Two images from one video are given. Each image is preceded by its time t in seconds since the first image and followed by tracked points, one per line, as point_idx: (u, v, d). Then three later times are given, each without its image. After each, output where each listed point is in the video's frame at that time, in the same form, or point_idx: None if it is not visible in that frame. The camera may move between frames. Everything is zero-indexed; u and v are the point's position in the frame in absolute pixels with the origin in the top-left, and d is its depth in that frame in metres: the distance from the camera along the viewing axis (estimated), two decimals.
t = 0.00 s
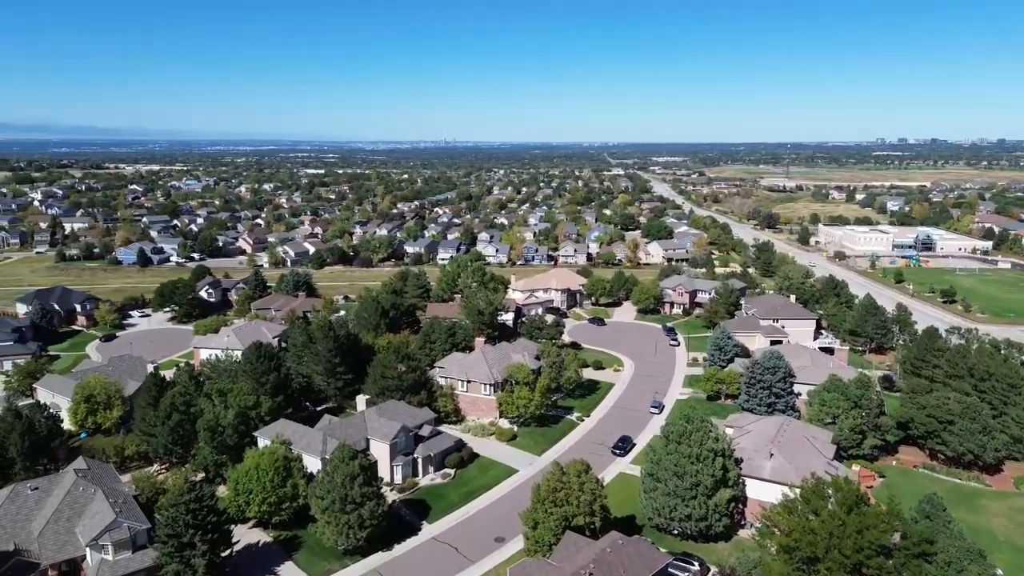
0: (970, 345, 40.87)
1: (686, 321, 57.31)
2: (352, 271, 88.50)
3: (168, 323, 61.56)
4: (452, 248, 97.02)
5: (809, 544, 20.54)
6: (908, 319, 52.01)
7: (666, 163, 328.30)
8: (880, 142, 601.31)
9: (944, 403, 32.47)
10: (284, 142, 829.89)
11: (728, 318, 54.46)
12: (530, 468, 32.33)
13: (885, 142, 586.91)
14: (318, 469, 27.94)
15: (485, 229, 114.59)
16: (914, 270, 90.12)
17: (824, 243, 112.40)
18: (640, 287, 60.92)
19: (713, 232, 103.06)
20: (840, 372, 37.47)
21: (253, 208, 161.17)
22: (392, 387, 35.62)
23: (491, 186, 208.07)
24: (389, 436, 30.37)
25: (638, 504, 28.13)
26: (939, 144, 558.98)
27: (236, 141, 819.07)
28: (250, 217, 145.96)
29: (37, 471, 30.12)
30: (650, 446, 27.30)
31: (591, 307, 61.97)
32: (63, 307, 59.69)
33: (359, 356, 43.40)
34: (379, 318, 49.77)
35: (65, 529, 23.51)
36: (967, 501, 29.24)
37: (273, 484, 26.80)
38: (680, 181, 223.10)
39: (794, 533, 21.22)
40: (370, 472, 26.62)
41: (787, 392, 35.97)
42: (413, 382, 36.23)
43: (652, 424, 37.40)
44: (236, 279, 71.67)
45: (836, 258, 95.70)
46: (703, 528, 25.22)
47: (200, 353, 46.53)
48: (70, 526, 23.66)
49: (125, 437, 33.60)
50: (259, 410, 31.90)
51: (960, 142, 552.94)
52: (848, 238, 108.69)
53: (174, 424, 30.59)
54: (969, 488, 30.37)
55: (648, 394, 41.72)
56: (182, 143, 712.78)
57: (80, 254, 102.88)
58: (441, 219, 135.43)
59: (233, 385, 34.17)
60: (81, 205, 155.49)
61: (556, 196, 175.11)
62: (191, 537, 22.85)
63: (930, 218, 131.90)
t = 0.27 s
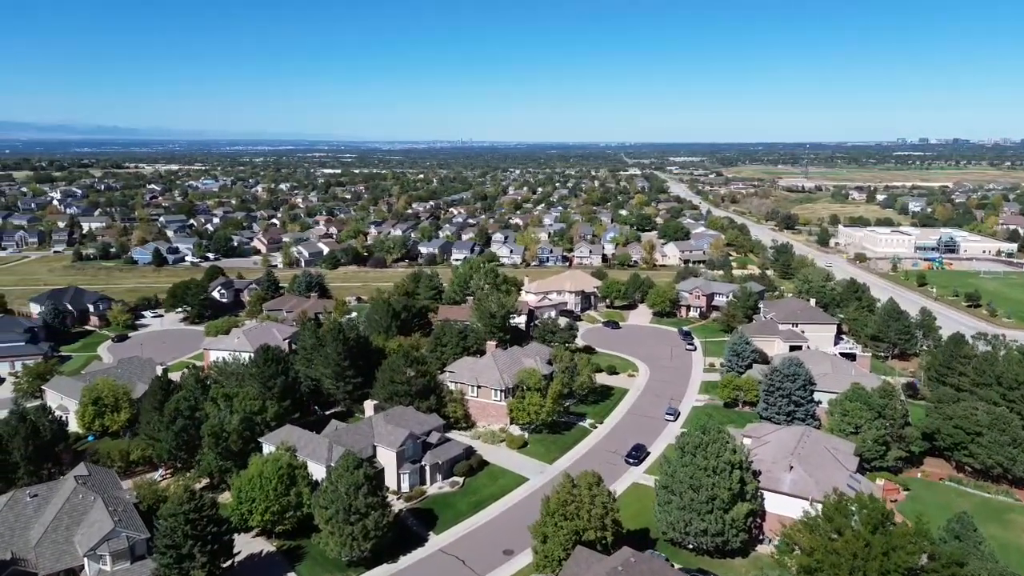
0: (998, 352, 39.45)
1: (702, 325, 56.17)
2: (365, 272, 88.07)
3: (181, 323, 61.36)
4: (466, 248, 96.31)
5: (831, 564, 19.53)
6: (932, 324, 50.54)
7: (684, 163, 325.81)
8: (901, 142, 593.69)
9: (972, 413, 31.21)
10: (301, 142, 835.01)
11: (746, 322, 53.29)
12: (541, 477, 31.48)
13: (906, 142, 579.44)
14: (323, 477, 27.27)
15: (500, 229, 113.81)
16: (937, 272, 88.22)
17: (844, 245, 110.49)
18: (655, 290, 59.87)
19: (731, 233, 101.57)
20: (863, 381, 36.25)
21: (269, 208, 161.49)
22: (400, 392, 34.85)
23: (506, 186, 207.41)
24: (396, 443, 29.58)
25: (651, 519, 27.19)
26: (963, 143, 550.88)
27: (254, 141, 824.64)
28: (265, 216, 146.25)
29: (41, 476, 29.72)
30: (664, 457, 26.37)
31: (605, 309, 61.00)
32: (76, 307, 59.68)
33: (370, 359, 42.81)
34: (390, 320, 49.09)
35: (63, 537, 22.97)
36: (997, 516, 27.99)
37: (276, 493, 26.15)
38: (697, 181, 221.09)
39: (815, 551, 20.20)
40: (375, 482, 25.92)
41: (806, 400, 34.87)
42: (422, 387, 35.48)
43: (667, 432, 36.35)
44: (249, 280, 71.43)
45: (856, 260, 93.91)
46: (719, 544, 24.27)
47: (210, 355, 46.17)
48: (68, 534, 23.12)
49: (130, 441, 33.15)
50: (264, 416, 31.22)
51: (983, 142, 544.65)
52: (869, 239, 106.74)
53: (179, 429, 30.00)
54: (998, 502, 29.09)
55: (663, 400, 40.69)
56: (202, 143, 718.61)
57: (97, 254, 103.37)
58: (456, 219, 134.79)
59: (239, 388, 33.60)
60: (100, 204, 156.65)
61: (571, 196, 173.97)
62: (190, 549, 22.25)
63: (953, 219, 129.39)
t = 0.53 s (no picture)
0: None
1: (719, 329, 55.04)
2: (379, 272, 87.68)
3: (193, 324, 61.11)
4: (480, 249, 95.61)
5: None
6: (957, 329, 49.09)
7: (701, 163, 323.14)
8: (922, 142, 585.78)
9: (1002, 425, 29.91)
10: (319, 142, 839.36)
11: (764, 326, 52.07)
12: (551, 486, 30.62)
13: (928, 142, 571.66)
14: (327, 486, 26.60)
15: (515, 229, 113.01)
16: (961, 275, 86.31)
17: (864, 247, 108.55)
18: (671, 292, 58.81)
19: (749, 234, 100.06)
20: (886, 389, 35.03)
21: (285, 208, 161.80)
22: (409, 398, 34.16)
23: (522, 186, 206.53)
24: (403, 450, 28.85)
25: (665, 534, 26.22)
26: (986, 143, 542.61)
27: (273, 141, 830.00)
28: (281, 216, 146.45)
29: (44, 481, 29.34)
30: (679, 469, 25.43)
31: (620, 312, 60.04)
32: (88, 306, 59.61)
33: (380, 362, 42.16)
34: (401, 322, 48.42)
35: (60, 546, 22.38)
36: None
37: (279, 502, 25.51)
38: (714, 181, 219.12)
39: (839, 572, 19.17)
40: (380, 492, 25.19)
41: (827, 408, 33.72)
42: (431, 392, 34.73)
43: (682, 441, 35.36)
44: (262, 281, 71.13)
45: (878, 262, 92.13)
46: (736, 561, 23.36)
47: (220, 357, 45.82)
48: (66, 543, 22.51)
49: (136, 445, 32.76)
50: (270, 421, 30.63)
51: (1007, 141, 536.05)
52: (891, 241, 104.77)
53: (182, 434, 29.44)
54: None
55: (679, 407, 39.67)
56: (220, 143, 724.20)
57: (113, 253, 103.77)
58: (471, 219, 134.13)
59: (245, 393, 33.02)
60: (118, 204, 157.69)
61: (587, 196, 172.77)
62: (188, 561, 21.63)
63: (978, 220, 126.81)
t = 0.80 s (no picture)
0: None
1: (737, 333, 53.87)
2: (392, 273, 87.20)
3: (205, 325, 60.81)
4: (494, 250, 94.83)
5: None
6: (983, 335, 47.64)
7: (719, 163, 320.45)
8: (944, 142, 577.81)
9: None
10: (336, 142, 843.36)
11: (783, 331, 50.82)
12: (562, 496, 29.74)
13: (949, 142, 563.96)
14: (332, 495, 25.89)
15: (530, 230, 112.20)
16: (985, 278, 84.40)
17: (885, 249, 106.64)
18: (688, 295, 57.69)
19: (767, 235, 98.57)
20: (910, 398, 33.77)
21: (300, 208, 161.97)
22: (418, 404, 33.39)
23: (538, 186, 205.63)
24: (410, 459, 28.10)
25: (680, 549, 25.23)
26: (1009, 143, 534.31)
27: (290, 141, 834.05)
28: (296, 216, 146.55)
29: (47, 485, 28.92)
30: (695, 483, 24.47)
31: (636, 315, 59.02)
32: (101, 307, 59.49)
33: (390, 366, 41.49)
34: (412, 325, 47.71)
35: (57, 556, 21.74)
36: None
37: (282, 511, 24.85)
38: (732, 181, 216.92)
39: None
40: (385, 503, 24.46)
41: (849, 417, 32.56)
42: (440, 398, 33.96)
43: (698, 450, 34.35)
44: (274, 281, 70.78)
45: (899, 265, 90.34)
46: None
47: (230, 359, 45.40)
48: (62, 553, 21.86)
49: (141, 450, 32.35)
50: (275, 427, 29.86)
51: None
52: (912, 243, 102.81)
53: (186, 440, 28.89)
54: None
55: (695, 415, 38.64)
56: (238, 143, 728.34)
57: (129, 253, 104.12)
58: (486, 220, 133.43)
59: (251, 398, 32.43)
60: (135, 203, 158.64)
61: (603, 196, 171.55)
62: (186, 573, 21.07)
63: (1002, 222, 124.28)
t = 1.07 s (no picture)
0: None
1: (755, 338, 52.72)
2: (406, 274, 86.72)
3: (216, 326, 60.51)
4: (508, 250, 94.00)
5: None
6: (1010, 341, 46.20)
7: (736, 163, 317.61)
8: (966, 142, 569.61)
9: None
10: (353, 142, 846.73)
11: (802, 336, 49.64)
12: (573, 507, 28.86)
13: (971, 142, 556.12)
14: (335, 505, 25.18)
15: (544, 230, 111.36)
16: (1010, 281, 82.46)
17: (907, 250, 104.69)
18: (704, 298, 56.60)
19: (786, 236, 97.05)
20: (936, 409, 32.58)
21: (316, 208, 162.06)
22: (426, 410, 32.66)
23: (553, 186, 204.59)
24: (417, 467, 27.35)
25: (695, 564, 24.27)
26: None
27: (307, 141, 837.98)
28: (311, 216, 146.60)
29: (50, 490, 28.47)
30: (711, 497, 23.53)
31: (651, 318, 57.99)
32: (113, 307, 59.38)
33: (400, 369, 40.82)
34: (423, 327, 47.04)
35: (53, 567, 21.21)
36: None
37: (283, 522, 24.20)
38: (750, 181, 214.69)
39: None
40: (389, 515, 23.77)
41: (872, 428, 31.44)
42: (449, 404, 33.19)
43: (714, 459, 33.34)
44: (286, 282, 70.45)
45: (922, 267, 88.53)
46: None
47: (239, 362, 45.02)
48: (59, 564, 21.32)
49: (145, 455, 31.93)
50: (280, 433, 29.29)
51: None
52: (935, 245, 100.82)
53: (189, 446, 28.33)
54: None
55: (711, 422, 37.60)
56: (256, 142, 732.94)
57: (144, 253, 104.43)
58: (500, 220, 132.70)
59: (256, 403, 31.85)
60: (152, 203, 159.49)
61: (619, 197, 170.27)
62: None
63: None
